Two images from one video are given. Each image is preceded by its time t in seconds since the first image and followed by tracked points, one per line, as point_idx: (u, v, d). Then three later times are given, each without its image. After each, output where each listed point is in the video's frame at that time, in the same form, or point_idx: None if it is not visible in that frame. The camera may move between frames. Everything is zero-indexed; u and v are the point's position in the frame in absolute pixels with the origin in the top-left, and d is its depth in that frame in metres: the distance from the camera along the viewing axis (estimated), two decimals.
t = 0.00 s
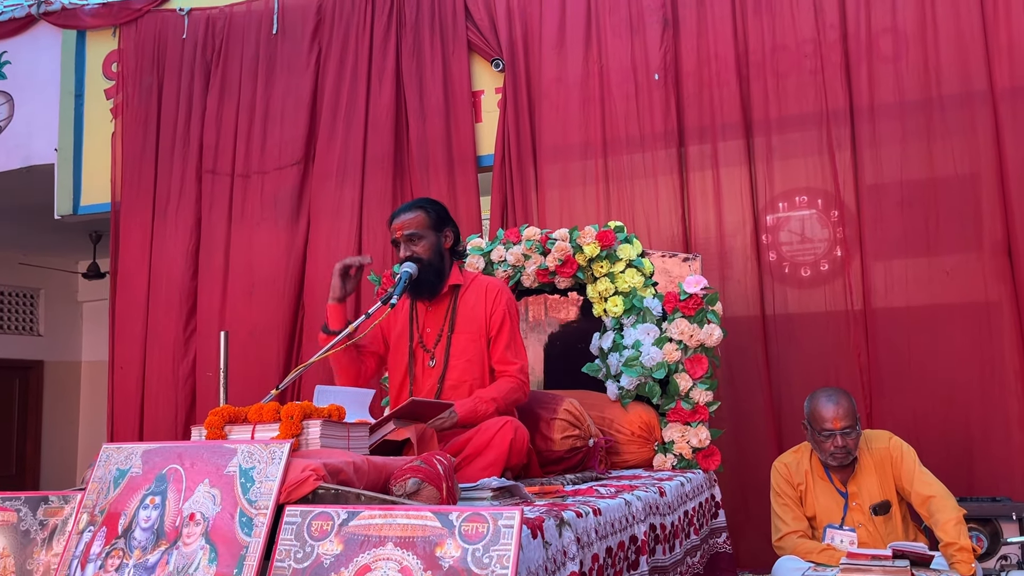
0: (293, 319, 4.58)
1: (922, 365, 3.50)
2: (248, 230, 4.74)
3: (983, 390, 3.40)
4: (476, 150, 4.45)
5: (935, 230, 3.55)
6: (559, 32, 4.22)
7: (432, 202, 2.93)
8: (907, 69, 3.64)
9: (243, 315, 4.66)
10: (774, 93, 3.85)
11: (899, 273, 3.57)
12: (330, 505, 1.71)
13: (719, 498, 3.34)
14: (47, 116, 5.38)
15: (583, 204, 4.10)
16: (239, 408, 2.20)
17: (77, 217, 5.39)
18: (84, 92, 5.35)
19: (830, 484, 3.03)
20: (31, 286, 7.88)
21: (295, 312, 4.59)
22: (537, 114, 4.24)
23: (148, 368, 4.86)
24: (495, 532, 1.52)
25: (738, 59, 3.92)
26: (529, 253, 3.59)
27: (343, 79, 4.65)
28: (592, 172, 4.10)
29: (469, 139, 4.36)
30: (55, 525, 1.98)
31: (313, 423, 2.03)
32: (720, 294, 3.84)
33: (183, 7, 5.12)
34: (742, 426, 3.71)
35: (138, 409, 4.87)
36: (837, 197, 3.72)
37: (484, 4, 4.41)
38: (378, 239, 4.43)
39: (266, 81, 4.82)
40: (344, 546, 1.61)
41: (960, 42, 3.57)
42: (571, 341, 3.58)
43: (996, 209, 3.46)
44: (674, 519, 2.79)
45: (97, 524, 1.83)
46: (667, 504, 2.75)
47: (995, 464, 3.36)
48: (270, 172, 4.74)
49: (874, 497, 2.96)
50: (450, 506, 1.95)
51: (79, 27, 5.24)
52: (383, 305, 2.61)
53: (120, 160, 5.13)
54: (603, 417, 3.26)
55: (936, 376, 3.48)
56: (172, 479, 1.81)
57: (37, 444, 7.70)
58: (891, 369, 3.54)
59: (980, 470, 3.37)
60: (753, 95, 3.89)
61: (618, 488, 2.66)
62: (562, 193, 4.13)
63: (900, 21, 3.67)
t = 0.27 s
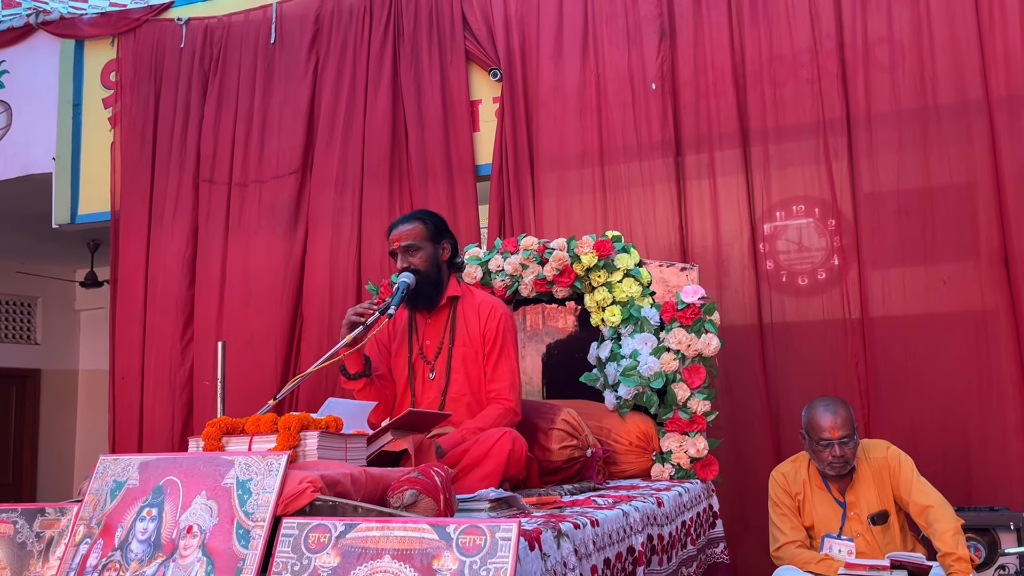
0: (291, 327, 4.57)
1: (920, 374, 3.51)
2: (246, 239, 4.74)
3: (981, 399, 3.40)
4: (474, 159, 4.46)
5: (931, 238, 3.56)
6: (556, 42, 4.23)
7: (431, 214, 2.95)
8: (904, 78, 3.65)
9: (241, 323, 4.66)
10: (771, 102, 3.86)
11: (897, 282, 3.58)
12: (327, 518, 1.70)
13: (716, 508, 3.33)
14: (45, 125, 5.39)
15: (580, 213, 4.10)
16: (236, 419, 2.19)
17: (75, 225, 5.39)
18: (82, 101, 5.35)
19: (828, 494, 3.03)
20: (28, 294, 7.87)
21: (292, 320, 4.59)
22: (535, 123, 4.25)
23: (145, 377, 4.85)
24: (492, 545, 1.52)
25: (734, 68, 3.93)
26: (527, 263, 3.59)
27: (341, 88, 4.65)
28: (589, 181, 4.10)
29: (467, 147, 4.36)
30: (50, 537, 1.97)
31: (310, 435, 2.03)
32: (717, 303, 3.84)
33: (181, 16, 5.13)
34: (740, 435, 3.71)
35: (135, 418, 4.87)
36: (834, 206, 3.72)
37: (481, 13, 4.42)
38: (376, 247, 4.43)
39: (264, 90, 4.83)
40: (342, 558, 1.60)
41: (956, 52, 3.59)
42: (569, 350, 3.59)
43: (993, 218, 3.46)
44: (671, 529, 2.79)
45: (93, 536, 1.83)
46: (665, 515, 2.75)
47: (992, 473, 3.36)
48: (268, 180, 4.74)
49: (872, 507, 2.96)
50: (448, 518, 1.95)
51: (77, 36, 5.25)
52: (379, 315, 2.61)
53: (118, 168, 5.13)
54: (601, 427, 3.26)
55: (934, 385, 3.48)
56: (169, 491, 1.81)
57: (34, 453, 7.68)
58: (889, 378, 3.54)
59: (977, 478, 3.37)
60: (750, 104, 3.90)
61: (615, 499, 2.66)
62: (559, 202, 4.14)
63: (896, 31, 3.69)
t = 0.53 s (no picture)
0: (287, 341, 4.57)
1: (915, 388, 3.51)
2: (242, 252, 4.74)
3: (976, 414, 3.40)
4: (469, 173, 4.47)
5: (927, 254, 3.56)
6: (552, 57, 4.25)
7: (429, 230, 2.96)
8: (898, 94, 3.67)
9: (237, 336, 4.65)
10: (767, 117, 3.87)
11: (892, 297, 3.58)
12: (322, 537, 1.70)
13: (712, 524, 3.32)
14: (42, 139, 5.40)
15: (576, 227, 4.11)
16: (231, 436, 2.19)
17: (71, 239, 5.39)
18: (79, 115, 5.36)
19: (824, 510, 3.02)
20: (24, 307, 7.86)
21: (288, 333, 4.59)
22: (531, 137, 4.26)
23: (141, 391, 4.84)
24: (486, 565, 1.52)
25: (729, 84, 3.95)
26: (523, 277, 3.61)
27: (337, 102, 4.66)
28: (584, 196, 4.11)
29: (463, 162, 4.37)
30: (43, 556, 1.97)
31: (305, 453, 2.03)
32: (713, 317, 3.84)
33: (179, 31, 5.14)
34: (736, 449, 3.71)
35: (131, 432, 4.85)
36: (830, 220, 3.73)
37: (478, 28, 4.44)
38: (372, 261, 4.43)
39: (261, 104, 4.84)
40: None
41: (950, 68, 3.60)
42: (565, 365, 3.57)
43: (988, 233, 3.47)
44: (667, 546, 2.78)
45: (86, 556, 1.82)
46: (660, 531, 2.74)
47: (988, 489, 3.36)
48: (264, 194, 4.74)
49: (869, 523, 2.94)
50: (442, 537, 1.94)
51: (75, 51, 5.26)
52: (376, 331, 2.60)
53: (115, 182, 5.13)
54: (597, 442, 3.24)
55: (929, 401, 3.48)
56: (163, 510, 1.80)
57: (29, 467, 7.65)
58: (884, 393, 3.54)
59: (973, 494, 3.37)
60: (745, 120, 3.91)
61: (611, 516, 2.65)
62: (555, 216, 4.14)
63: (891, 47, 3.70)
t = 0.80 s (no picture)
0: (283, 354, 4.57)
1: (912, 403, 3.51)
2: (239, 265, 4.74)
3: (973, 429, 3.40)
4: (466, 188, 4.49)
5: (923, 268, 3.57)
6: (549, 73, 4.27)
7: (417, 245, 2.97)
8: (893, 110, 3.68)
9: (233, 350, 4.65)
10: (762, 133, 3.88)
11: (889, 311, 3.58)
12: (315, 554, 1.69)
13: (709, 539, 3.31)
14: (41, 153, 5.42)
15: (572, 241, 4.11)
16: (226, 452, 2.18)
17: (68, 253, 5.39)
18: (77, 129, 5.38)
19: (821, 526, 3.00)
20: (22, 320, 7.85)
21: (284, 346, 4.58)
22: (528, 152, 4.28)
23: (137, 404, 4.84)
24: None
25: (725, 99, 3.96)
26: (519, 292, 3.62)
27: (335, 116, 4.68)
28: (581, 211, 4.13)
29: (460, 176, 4.38)
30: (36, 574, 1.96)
31: (299, 469, 2.02)
32: (709, 331, 3.84)
33: (177, 45, 5.17)
34: (733, 464, 3.70)
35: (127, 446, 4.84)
36: (826, 235, 3.74)
37: (475, 44, 4.47)
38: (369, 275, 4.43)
39: (259, 118, 4.85)
40: None
41: (944, 84, 3.62)
42: (561, 380, 3.57)
43: (983, 248, 3.48)
44: (664, 562, 2.76)
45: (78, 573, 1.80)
46: (657, 547, 2.73)
47: (985, 505, 3.35)
48: (261, 208, 4.75)
49: (865, 539, 2.93)
50: (437, 554, 1.93)
51: (73, 65, 5.29)
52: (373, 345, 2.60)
53: (113, 196, 5.14)
54: (594, 457, 3.22)
55: (926, 416, 3.48)
56: (156, 526, 1.79)
57: (25, 481, 7.62)
58: (881, 407, 3.54)
59: (970, 509, 3.36)
60: (741, 135, 3.92)
61: (607, 532, 2.64)
62: (552, 230, 4.15)
63: (885, 63, 3.72)
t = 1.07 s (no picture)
0: (281, 368, 4.56)
1: (910, 419, 3.50)
2: (236, 280, 4.74)
3: (971, 446, 3.40)
4: (463, 203, 4.51)
5: (920, 284, 3.57)
6: (547, 89, 4.29)
7: (414, 261, 2.96)
8: (890, 126, 3.70)
9: (230, 365, 4.64)
10: (760, 149, 3.89)
11: (886, 327, 3.59)
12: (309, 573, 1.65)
13: (707, 557, 3.29)
14: (40, 168, 5.44)
15: (570, 257, 4.12)
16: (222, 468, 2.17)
17: (66, 267, 5.40)
18: (76, 145, 5.40)
19: (819, 543, 2.98)
20: (19, 335, 7.84)
21: (281, 361, 4.57)
22: (526, 168, 4.29)
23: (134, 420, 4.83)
24: None
25: (722, 116, 3.98)
26: (516, 308, 3.62)
27: (334, 132, 4.70)
28: (578, 226, 4.14)
29: (457, 191, 4.39)
30: None
31: (296, 485, 2.01)
32: (706, 347, 3.84)
33: (177, 61, 5.21)
34: (731, 481, 3.69)
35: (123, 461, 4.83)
36: (824, 251, 3.74)
37: (473, 60, 4.49)
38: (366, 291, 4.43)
39: (258, 133, 4.87)
40: None
41: (940, 101, 3.64)
42: (558, 396, 3.56)
43: (980, 265, 3.49)
44: None
45: None
46: (655, 565, 2.71)
47: (984, 522, 3.34)
48: (259, 224, 4.76)
49: (864, 556, 2.92)
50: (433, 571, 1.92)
51: (73, 81, 5.31)
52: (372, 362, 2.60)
53: (111, 211, 5.15)
54: (591, 474, 3.21)
55: (924, 432, 3.48)
56: (151, 544, 1.79)
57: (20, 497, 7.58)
58: (879, 423, 3.54)
59: (969, 526, 3.35)
60: (738, 152, 3.94)
61: (605, 549, 2.63)
62: (550, 245, 4.15)
63: (882, 80, 3.74)
